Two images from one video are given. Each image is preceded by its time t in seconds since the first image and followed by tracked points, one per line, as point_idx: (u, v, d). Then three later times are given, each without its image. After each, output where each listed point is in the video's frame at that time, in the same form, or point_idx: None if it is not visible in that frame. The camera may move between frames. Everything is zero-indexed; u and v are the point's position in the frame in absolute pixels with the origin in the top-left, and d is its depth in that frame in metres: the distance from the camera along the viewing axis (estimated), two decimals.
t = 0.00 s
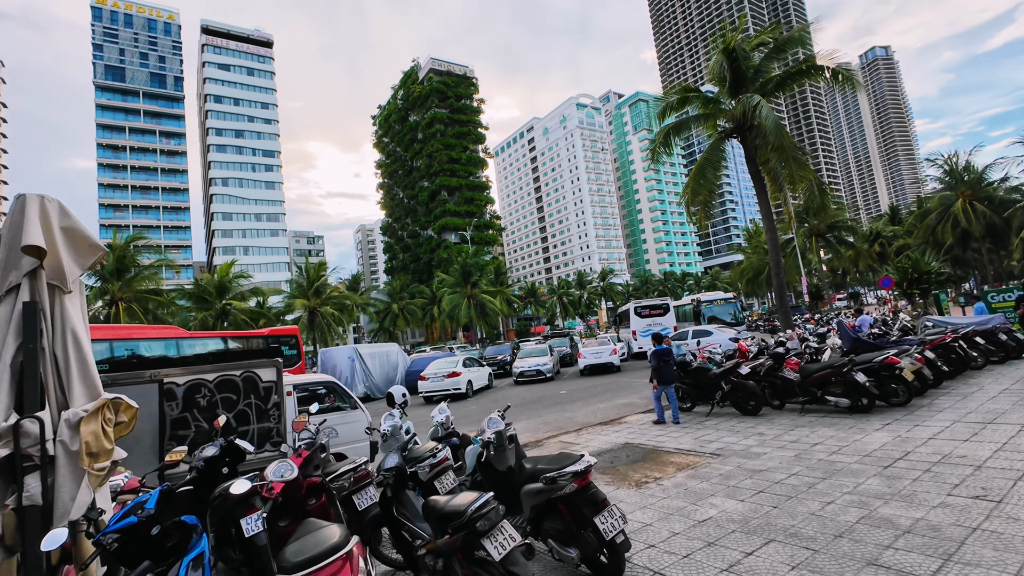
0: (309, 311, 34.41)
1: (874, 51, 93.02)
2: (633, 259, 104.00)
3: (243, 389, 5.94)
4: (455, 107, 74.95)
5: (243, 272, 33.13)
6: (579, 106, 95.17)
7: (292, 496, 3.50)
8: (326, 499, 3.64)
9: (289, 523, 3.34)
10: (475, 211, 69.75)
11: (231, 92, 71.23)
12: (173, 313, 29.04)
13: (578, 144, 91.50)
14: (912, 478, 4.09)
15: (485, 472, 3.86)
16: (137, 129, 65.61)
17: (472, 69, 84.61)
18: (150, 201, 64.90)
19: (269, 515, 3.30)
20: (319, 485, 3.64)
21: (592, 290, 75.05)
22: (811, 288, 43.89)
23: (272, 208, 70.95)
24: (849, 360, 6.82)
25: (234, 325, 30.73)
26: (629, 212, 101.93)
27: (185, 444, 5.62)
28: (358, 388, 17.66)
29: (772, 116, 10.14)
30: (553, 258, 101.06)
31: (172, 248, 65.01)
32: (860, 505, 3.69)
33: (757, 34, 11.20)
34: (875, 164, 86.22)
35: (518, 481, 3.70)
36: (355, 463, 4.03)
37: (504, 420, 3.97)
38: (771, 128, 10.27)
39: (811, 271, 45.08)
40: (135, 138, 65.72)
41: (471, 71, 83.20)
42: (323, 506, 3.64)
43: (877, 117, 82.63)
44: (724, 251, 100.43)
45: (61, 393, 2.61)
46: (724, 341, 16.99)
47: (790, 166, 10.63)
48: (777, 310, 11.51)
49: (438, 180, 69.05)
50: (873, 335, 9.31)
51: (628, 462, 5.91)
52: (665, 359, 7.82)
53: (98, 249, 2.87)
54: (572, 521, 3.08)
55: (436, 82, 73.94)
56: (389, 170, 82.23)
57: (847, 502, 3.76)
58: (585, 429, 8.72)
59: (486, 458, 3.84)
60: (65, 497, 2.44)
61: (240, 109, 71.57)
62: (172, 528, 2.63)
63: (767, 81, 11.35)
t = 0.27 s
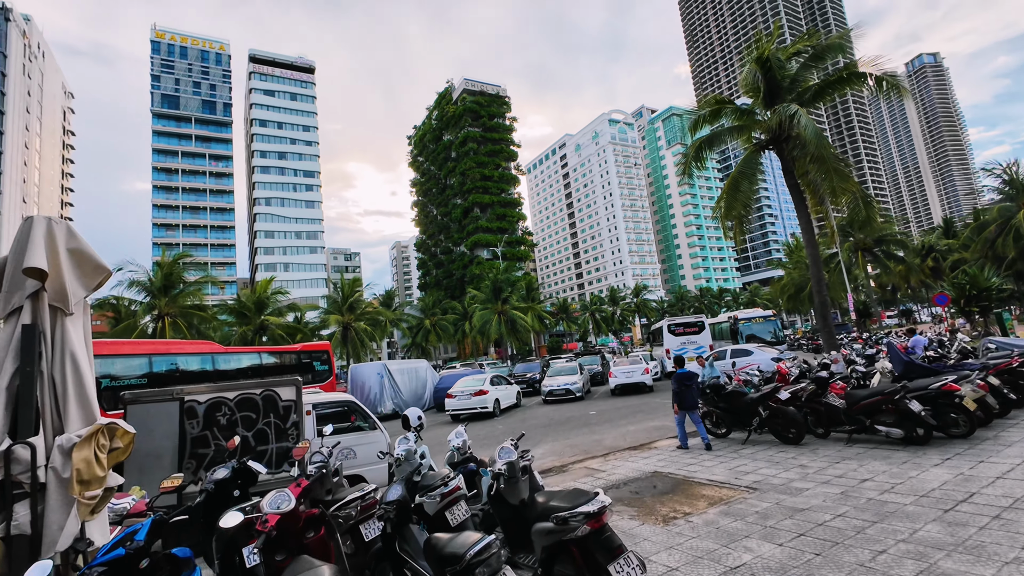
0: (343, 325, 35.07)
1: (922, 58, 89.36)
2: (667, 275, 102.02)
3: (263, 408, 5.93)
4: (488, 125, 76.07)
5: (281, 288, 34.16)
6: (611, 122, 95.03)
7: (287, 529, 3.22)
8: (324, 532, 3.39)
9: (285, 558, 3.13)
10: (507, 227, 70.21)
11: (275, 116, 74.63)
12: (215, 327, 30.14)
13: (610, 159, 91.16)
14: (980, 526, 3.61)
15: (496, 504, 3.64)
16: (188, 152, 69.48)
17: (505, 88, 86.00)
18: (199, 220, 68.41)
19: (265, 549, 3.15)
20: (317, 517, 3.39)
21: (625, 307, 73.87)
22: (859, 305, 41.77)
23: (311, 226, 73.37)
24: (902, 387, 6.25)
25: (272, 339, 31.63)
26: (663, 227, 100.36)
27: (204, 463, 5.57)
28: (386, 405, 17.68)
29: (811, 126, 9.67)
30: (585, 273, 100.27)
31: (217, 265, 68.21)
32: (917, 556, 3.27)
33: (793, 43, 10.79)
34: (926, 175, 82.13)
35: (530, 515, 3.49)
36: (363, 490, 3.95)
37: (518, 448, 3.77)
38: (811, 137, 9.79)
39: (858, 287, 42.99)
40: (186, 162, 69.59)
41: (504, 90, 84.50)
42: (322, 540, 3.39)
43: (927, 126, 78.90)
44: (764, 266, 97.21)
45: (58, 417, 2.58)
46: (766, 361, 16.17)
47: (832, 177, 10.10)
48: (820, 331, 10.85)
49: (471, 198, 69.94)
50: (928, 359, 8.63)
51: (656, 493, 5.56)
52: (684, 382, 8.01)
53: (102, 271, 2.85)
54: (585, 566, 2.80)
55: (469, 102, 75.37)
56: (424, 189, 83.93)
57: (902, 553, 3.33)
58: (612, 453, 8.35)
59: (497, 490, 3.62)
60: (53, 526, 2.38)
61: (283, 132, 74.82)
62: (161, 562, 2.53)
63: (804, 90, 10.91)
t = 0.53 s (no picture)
0: (362, 344, 35.28)
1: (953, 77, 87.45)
2: (690, 296, 100.34)
3: (264, 431, 5.86)
4: (510, 147, 77.01)
5: (303, 307, 34.67)
6: (633, 143, 95.22)
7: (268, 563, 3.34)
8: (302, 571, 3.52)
9: None
10: (528, 247, 70.37)
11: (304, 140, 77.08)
12: (238, 344, 30.65)
13: (632, 180, 91.04)
14: None
15: (488, 544, 3.44)
16: (221, 175, 72.16)
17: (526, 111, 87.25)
18: (228, 240, 70.58)
19: None
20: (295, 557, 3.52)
21: (647, 328, 72.75)
22: (892, 328, 40.16)
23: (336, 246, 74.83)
24: (937, 421, 5.81)
25: (293, 357, 31.98)
26: (686, 247, 99.18)
27: (203, 486, 5.48)
28: (400, 427, 17.49)
29: (834, 144, 9.36)
30: (607, 294, 99.37)
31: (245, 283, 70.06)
32: None
33: (813, 61, 10.59)
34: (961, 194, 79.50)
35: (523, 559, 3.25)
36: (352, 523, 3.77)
37: (513, 483, 3.59)
38: (834, 156, 9.48)
39: (890, 310, 41.44)
40: (218, 184, 72.17)
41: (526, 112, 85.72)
42: None
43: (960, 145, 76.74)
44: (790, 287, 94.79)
45: (30, 444, 2.55)
46: (795, 388, 15.47)
47: (858, 197, 9.74)
48: (849, 359, 10.33)
49: (492, 218, 70.51)
50: (967, 389, 8.08)
51: (668, 531, 5.23)
52: (696, 410, 7.85)
53: (85, 293, 2.83)
54: None
55: (492, 125, 76.58)
56: (446, 209, 85.07)
57: None
58: (625, 484, 7.99)
59: (490, 528, 3.43)
60: (13, 560, 2.34)
61: (311, 155, 77.11)
62: None
63: (826, 108, 10.65)
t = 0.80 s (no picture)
0: (368, 365, 35.16)
1: (966, 103, 87.11)
2: (702, 321, 99.16)
3: (247, 452, 5.73)
4: (521, 170, 77.86)
5: (310, 326, 34.77)
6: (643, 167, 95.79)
7: None
8: None
9: None
10: (538, 269, 70.40)
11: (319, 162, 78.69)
12: (245, 363, 30.77)
13: (642, 204, 91.24)
14: None
15: None
16: (237, 196, 73.73)
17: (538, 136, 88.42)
18: (242, 259, 71.66)
19: None
20: None
21: (657, 352, 71.85)
22: (909, 355, 39.17)
23: (347, 266, 75.53)
24: (949, 456, 5.49)
25: (299, 377, 31.95)
26: (697, 271, 98.57)
27: (181, 509, 5.35)
28: (401, 449, 17.24)
29: (839, 166, 9.21)
30: (617, 317, 98.58)
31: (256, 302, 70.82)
32: None
33: (815, 86, 10.56)
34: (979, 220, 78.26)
35: None
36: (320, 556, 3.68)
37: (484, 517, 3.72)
38: (841, 178, 9.32)
39: (908, 338, 40.47)
40: (235, 204, 73.67)
41: (537, 137, 86.88)
42: None
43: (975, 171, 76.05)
44: (803, 313, 93.31)
45: None
46: (810, 417, 14.91)
47: (866, 220, 9.52)
48: (859, 388, 9.95)
49: (503, 240, 70.80)
50: (983, 422, 7.69)
51: (661, 568, 4.95)
52: (696, 438, 7.59)
53: (43, 306, 2.79)
54: None
55: (503, 149, 77.66)
56: (457, 231, 85.78)
57: None
58: (623, 515, 7.68)
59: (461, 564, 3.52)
60: None
61: (325, 177, 78.58)
62: None
63: (830, 132, 10.56)
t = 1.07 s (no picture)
0: (363, 385, 34.75)
1: (964, 133, 88.03)
2: (703, 345, 98.44)
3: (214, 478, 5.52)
4: (523, 193, 78.44)
5: (306, 345, 34.51)
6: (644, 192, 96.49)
7: None
8: None
9: None
10: (538, 291, 70.27)
11: (323, 183, 79.49)
12: (240, 382, 30.47)
13: (643, 227, 91.64)
14: None
15: None
16: (240, 215, 74.31)
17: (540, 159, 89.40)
18: (243, 277, 71.82)
19: None
20: None
21: (658, 376, 71.15)
22: (912, 384, 38.63)
23: (348, 286, 75.58)
24: (947, 493, 5.26)
25: (293, 397, 31.56)
26: (699, 295, 98.36)
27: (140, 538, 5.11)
28: (391, 473, 16.85)
29: (831, 192, 9.16)
30: (617, 340, 97.98)
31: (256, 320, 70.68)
32: None
33: (809, 112, 10.57)
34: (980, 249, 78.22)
35: None
36: None
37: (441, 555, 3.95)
38: (834, 204, 9.25)
39: (911, 366, 39.98)
40: (238, 223, 74.18)
41: (539, 161, 87.84)
42: None
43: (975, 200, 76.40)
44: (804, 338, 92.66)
45: None
46: (812, 446, 14.45)
47: (860, 247, 9.43)
48: (856, 417, 9.70)
49: (504, 262, 70.89)
50: (983, 455, 7.45)
51: None
52: (687, 467, 7.33)
53: None
54: None
55: (505, 172, 78.39)
56: (458, 252, 86.07)
57: None
58: (610, 548, 7.37)
59: None
60: None
61: (328, 198, 79.28)
62: None
63: (823, 158, 10.56)
